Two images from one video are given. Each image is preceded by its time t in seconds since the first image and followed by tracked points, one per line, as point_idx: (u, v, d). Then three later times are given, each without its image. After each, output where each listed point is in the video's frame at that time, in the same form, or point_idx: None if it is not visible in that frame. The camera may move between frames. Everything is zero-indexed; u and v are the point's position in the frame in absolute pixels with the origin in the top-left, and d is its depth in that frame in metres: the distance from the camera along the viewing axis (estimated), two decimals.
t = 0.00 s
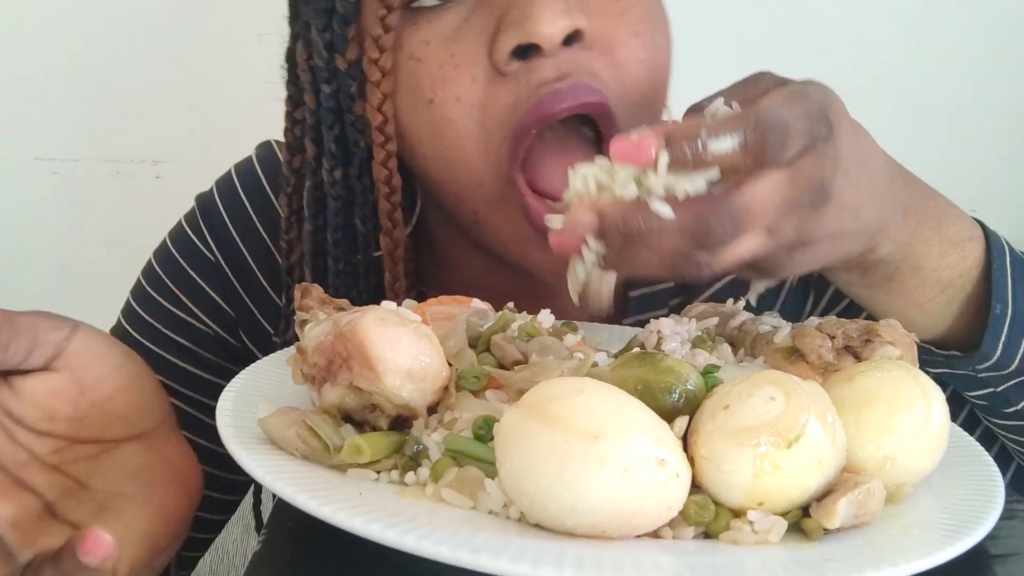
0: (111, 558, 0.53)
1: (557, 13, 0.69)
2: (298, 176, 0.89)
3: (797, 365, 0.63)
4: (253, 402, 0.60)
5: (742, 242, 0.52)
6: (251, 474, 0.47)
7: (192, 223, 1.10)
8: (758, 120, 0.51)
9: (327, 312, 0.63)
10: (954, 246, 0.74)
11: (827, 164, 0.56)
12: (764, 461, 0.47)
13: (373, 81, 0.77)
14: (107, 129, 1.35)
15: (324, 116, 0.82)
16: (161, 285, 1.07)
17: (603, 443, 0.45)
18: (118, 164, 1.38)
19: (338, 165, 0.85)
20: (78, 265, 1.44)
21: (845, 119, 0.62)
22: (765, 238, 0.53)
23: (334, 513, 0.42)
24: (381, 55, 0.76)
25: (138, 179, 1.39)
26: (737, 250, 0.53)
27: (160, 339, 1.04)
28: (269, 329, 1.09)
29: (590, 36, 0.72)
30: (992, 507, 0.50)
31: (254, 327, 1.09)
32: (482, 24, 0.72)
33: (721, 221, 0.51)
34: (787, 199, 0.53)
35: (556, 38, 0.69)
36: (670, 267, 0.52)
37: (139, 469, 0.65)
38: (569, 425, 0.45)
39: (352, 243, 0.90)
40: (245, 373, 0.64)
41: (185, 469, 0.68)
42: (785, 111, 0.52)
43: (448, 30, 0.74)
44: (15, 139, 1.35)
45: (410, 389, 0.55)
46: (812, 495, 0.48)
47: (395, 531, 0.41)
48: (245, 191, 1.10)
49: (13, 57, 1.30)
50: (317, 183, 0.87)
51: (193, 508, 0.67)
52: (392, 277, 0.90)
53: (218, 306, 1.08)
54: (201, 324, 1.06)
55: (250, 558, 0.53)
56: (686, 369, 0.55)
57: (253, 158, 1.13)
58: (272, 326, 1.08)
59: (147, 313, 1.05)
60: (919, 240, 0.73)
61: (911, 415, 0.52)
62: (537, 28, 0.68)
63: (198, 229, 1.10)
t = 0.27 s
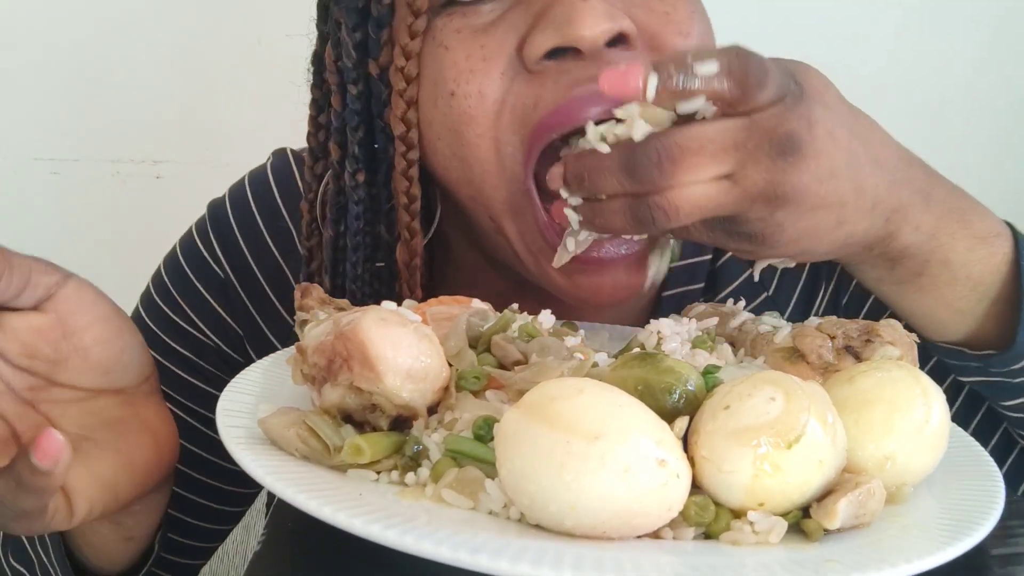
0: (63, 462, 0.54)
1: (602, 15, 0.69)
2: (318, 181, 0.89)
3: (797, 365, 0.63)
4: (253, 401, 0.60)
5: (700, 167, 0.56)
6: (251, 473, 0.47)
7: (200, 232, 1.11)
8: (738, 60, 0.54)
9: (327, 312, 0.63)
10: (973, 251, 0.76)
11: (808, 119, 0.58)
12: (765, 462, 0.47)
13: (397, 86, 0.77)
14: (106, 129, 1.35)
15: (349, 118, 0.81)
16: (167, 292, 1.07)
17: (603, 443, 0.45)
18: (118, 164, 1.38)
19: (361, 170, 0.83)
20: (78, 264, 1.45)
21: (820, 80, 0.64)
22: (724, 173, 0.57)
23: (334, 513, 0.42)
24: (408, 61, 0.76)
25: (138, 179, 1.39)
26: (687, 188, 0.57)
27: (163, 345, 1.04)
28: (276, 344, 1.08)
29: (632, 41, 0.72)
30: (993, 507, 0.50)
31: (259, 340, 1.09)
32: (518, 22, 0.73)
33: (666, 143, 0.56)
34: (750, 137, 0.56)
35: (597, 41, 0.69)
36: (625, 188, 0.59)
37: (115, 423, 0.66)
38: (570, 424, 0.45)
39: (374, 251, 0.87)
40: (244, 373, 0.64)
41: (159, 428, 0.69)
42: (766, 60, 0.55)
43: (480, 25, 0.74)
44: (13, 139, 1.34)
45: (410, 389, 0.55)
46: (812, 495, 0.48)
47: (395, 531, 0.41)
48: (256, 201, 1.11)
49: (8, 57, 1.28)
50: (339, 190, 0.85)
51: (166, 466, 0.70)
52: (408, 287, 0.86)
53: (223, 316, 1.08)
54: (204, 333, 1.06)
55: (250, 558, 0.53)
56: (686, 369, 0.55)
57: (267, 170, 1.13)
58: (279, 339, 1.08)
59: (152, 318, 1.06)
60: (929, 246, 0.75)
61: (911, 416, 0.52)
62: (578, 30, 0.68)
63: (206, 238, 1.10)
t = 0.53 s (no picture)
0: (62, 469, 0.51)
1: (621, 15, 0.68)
2: (320, 181, 0.86)
3: (797, 365, 0.63)
4: (252, 402, 0.60)
5: (664, 147, 0.66)
6: (252, 473, 0.47)
7: (197, 231, 1.10)
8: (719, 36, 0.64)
9: (327, 312, 0.63)
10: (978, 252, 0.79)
11: (778, 108, 0.68)
12: (764, 461, 0.47)
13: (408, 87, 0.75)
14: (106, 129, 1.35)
15: (359, 118, 0.78)
16: (163, 293, 1.07)
17: (603, 443, 0.45)
18: (118, 164, 1.38)
19: (372, 170, 0.80)
20: (78, 264, 1.45)
21: (799, 72, 0.75)
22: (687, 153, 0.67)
23: (334, 513, 0.42)
24: (419, 61, 0.74)
25: (138, 179, 1.39)
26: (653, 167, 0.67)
27: (159, 346, 1.05)
28: (272, 344, 1.07)
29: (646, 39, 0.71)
30: (994, 507, 0.50)
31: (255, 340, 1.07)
32: (537, 22, 0.72)
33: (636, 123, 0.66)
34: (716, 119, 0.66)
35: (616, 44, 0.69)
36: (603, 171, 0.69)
37: (107, 428, 0.66)
38: (570, 425, 0.45)
39: (381, 251, 0.85)
40: (245, 373, 0.64)
41: (151, 429, 0.70)
42: (741, 39, 0.65)
43: (499, 25, 0.73)
44: (12, 139, 1.34)
45: (410, 389, 0.55)
46: (812, 495, 0.48)
47: (395, 531, 0.41)
48: (251, 199, 1.09)
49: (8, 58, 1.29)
50: (348, 189, 0.82)
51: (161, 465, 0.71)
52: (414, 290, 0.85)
53: (219, 317, 1.07)
54: (200, 334, 1.06)
55: (250, 558, 0.53)
56: (686, 369, 0.55)
57: (262, 167, 1.12)
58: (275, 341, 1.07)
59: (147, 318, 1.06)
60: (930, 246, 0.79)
61: (911, 416, 0.52)
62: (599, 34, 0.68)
63: (203, 238, 1.09)
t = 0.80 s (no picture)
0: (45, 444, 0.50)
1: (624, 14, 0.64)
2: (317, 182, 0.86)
3: (797, 365, 0.63)
4: (252, 402, 0.60)
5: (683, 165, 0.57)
6: (252, 474, 0.47)
7: (191, 229, 1.09)
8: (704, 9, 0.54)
9: (327, 312, 0.63)
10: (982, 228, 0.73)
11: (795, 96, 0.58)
12: (765, 461, 0.47)
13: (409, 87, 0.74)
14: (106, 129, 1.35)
15: (355, 119, 0.78)
16: (158, 291, 1.07)
17: (603, 443, 0.45)
18: (118, 164, 1.38)
19: (368, 171, 0.80)
20: (78, 263, 1.45)
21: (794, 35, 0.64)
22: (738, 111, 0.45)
23: (334, 514, 0.42)
24: (420, 62, 0.73)
25: (138, 179, 1.39)
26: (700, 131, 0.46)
27: (154, 344, 1.04)
28: (268, 341, 1.07)
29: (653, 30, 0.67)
30: (994, 507, 0.50)
31: (251, 338, 1.08)
32: (540, 21, 0.69)
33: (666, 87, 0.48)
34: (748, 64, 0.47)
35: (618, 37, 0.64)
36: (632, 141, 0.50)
37: (96, 418, 0.66)
38: (570, 425, 0.45)
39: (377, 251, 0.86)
40: (245, 373, 0.64)
41: (141, 420, 0.70)
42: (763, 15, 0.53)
43: (502, 26, 0.71)
44: (12, 139, 1.34)
45: (410, 389, 0.55)
46: (812, 495, 0.48)
47: (395, 531, 0.41)
48: (244, 196, 1.09)
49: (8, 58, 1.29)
50: (345, 190, 0.83)
51: (150, 457, 0.71)
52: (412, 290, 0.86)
53: (215, 314, 1.07)
54: (195, 332, 1.06)
55: (250, 558, 0.53)
56: (686, 369, 0.55)
57: (256, 164, 1.11)
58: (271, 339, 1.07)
59: (142, 317, 1.06)
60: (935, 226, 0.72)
61: (911, 416, 0.52)
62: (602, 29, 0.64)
63: (197, 235, 1.08)
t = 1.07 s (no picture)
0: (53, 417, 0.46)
1: (597, 26, 0.68)
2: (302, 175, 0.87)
3: (797, 365, 0.63)
4: (252, 401, 0.60)
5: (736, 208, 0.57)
6: (252, 474, 0.47)
7: (182, 224, 1.10)
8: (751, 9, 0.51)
9: (327, 312, 0.63)
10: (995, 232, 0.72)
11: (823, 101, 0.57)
12: (764, 461, 0.47)
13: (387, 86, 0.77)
14: (106, 129, 1.35)
15: (338, 115, 0.79)
16: (150, 285, 1.07)
17: (603, 443, 0.45)
18: (118, 164, 1.38)
19: (350, 167, 0.82)
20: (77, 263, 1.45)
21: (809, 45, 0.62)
22: (834, 112, 0.49)
23: (334, 514, 0.42)
24: (396, 61, 0.76)
25: (139, 179, 1.39)
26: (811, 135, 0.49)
27: (148, 337, 1.04)
28: (260, 333, 1.08)
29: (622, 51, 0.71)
30: (993, 506, 0.50)
31: (245, 330, 1.08)
32: (514, 27, 0.72)
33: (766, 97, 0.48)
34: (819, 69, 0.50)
35: (592, 53, 0.69)
36: (727, 161, 0.48)
37: (93, 405, 0.65)
38: (569, 425, 0.45)
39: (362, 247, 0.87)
40: (244, 373, 0.64)
41: (139, 406, 0.69)
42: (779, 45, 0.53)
43: (479, 28, 0.73)
44: (12, 139, 1.34)
45: (410, 389, 0.55)
46: (812, 495, 0.48)
47: (395, 531, 0.41)
48: (236, 192, 1.10)
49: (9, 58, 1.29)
50: (327, 183, 0.84)
51: (150, 443, 0.70)
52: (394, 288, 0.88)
53: (209, 307, 1.08)
54: (189, 325, 1.06)
55: (251, 559, 0.53)
56: (686, 369, 0.55)
57: (245, 159, 1.14)
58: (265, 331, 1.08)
59: (135, 311, 1.05)
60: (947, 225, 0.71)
61: (911, 416, 0.52)
62: (576, 41, 0.67)
63: (189, 230, 1.09)
